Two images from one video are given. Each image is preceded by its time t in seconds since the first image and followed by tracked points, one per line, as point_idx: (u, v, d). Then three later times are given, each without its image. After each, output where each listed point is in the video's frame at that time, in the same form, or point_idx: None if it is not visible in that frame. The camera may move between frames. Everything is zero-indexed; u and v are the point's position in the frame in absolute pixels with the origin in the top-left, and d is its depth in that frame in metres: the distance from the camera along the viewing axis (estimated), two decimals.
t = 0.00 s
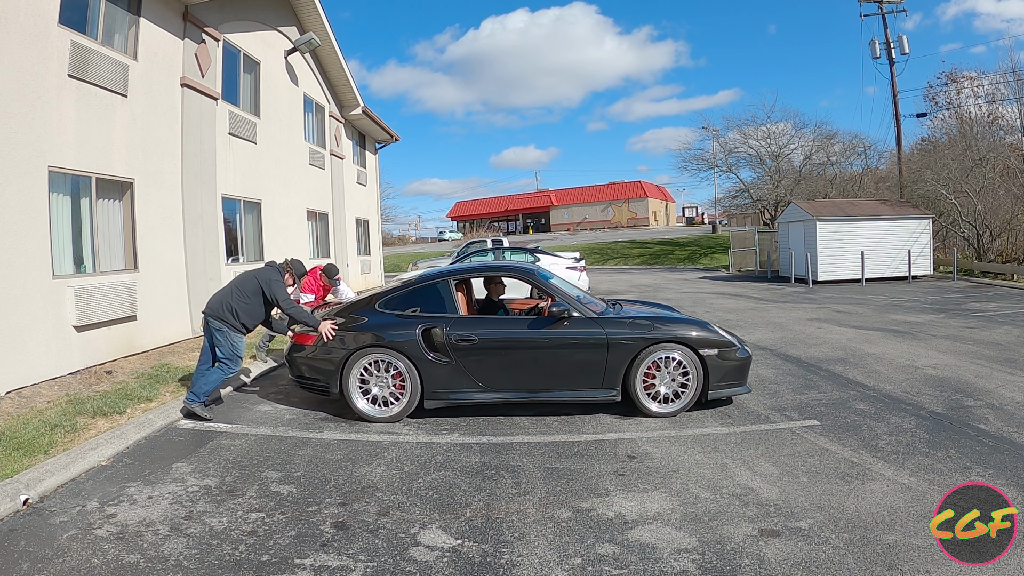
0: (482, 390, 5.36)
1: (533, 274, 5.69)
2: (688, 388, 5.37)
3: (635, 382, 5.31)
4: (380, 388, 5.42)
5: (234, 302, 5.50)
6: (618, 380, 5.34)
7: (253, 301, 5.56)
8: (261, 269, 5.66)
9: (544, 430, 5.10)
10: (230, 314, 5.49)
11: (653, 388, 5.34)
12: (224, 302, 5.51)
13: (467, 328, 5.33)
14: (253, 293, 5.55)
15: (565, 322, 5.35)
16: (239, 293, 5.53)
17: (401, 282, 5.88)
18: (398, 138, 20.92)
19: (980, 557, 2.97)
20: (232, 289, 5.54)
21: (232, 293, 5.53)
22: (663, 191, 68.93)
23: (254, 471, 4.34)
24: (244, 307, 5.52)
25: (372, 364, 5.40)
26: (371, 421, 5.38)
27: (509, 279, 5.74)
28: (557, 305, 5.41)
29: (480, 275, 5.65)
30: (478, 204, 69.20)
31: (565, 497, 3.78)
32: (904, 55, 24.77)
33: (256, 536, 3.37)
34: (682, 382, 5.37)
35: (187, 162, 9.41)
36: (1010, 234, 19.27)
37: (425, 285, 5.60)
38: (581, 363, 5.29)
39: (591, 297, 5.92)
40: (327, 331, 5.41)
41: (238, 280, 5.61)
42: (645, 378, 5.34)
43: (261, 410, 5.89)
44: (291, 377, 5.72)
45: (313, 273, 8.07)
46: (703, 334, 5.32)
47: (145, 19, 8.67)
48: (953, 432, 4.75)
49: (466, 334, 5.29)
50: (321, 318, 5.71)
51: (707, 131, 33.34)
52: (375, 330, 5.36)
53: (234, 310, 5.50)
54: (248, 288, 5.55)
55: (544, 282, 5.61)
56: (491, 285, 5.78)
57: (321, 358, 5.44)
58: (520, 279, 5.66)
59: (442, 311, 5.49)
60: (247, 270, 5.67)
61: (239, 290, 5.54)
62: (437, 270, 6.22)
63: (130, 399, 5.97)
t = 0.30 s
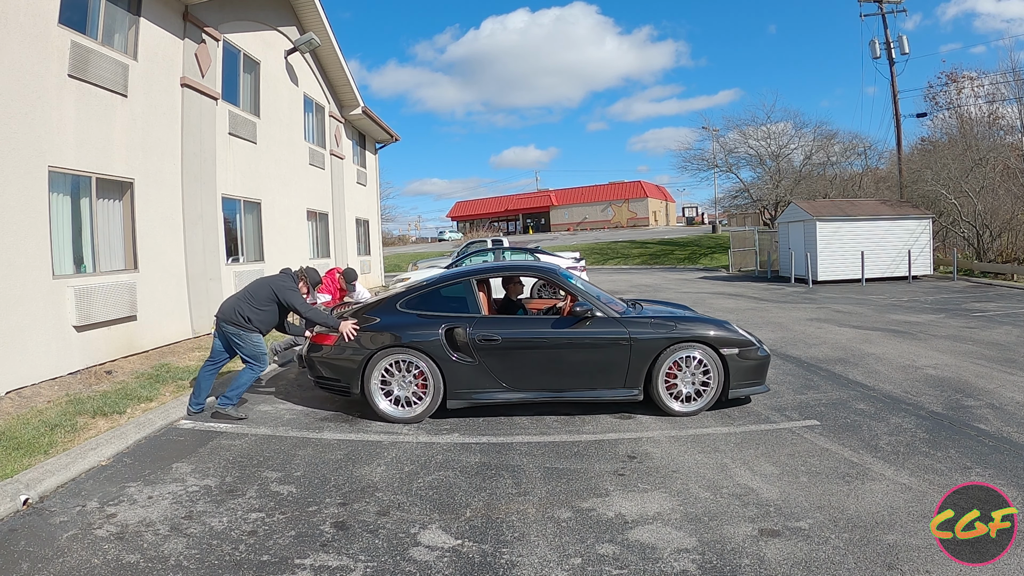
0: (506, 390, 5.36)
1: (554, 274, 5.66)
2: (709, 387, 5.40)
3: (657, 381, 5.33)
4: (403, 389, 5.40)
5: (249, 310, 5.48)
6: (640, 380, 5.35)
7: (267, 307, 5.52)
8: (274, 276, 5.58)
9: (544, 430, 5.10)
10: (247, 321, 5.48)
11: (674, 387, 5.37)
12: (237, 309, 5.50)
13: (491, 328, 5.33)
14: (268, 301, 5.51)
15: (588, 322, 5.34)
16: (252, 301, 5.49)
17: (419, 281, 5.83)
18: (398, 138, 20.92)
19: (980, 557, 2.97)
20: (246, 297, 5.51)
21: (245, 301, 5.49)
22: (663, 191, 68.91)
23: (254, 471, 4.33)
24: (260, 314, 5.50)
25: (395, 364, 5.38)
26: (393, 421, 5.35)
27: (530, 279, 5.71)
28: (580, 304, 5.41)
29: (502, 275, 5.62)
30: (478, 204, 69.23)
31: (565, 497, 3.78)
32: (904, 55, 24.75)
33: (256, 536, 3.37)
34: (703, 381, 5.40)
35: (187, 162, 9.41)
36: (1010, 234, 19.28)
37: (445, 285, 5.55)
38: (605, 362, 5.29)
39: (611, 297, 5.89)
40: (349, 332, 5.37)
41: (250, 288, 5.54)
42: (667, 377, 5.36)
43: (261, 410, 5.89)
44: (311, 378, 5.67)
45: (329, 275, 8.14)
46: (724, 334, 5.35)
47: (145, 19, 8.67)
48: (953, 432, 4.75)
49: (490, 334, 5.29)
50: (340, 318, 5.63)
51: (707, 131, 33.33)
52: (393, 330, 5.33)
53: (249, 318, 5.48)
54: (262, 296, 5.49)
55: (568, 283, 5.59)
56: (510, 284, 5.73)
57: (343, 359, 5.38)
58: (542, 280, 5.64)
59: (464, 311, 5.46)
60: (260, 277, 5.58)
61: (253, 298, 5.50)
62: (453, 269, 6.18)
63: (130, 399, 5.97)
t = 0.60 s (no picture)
0: (536, 390, 5.34)
1: (583, 274, 5.65)
2: (735, 385, 5.40)
3: (683, 380, 5.32)
4: (431, 389, 5.36)
5: (271, 316, 5.49)
6: (668, 380, 5.35)
7: (291, 313, 5.54)
8: (297, 280, 5.60)
9: (544, 430, 5.10)
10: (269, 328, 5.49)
11: (701, 386, 5.37)
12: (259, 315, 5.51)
13: (520, 328, 5.31)
14: (291, 305, 5.52)
15: (617, 322, 5.34)
16: (275, 307, 5.51)
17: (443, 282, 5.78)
18: (398, 138, 20.92)
19: (980, 557, 2.97)
20: (268, 303, 5.52)
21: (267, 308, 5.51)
22: (663, 191, 68.91)
23: (254, 471, 4.34)
24: (283, 319, 5.51)
25: (424, 365, 5.33)
26: (423, 423, 5.30)
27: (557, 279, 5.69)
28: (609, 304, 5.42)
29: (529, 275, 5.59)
30: (478, 204, 69.24)
31: (565, 497, 3.78)
32: (904, 55, 24.75)
33: (257, 536, 3.37)
34: (729, 380, 5.41)
35: (187, 162, 9.42)
36: (1010, 234, 19.29)
37: (472, 286, 5.52)
38: (634, 361, 5.29)
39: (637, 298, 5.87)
40: (375, 332, 5.31)
41: (273, 293, 5.57)
42: (693, 377, 5.36)
43: (261, 410, 5.90)
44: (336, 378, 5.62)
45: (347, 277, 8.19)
46: (748, 334, 5.37)
47: (145, 19, 8.67)
48: (953, 432, 4.75)
49: (520, 334, 5.27)
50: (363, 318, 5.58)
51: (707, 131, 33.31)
52: (418, 330, 5.28)
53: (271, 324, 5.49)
54: (284, 301, 5.51)
55: (598, 283, 5.59)
56: (534, 284, 5.70)
57: (370, 360, 5.34)
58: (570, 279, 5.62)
59: (493, 311, 5.44)
60: (282, 282, 5.61)
61: (275, 304, 5.51)
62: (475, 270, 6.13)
63: (130, 399, 5.97)
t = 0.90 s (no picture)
0: (571, 390, 5.32)
1: (613, 274, 5.64)
2: (764, 384, 5.42)
3: (715, 380, 5.34)
4: (466, 389, 5.31)
5: (297, 316, 5.46)
6: (701, 378, 5.35)
7: (319, 314, 5.52)
8: (326, 281, 5.57)
9: (545, 430, 5.10)
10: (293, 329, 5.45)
11: (733, 385, 5.39)
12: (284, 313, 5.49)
13: (556, 327, 5.28)
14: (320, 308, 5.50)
15: (650, 322, 5.33)
16: (303, 307, 5.47)
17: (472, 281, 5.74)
18: (398, 138, 20.92)
19: (980, 557, 2.97)
20: (296, 303, 5.48)
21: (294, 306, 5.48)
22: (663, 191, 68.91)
23: (254, 471, 4.33)
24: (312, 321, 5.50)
25: (457, 365, 5.27)
26: (458, 423, 5.26)
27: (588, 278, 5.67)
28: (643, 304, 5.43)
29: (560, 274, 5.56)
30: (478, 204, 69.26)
31: (564, 497, 3.78)
32: (904, 55, 24.72)
33: (256, 536, 3.37)
34: (759, 379, 5.42)
35: (187, 162, 9.42)
36: (1010, 234, 19.29)
37: (504, 286, 5.49)
38: (668, 360, 5.28)
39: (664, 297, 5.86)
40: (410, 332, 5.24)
41: (301, 293, 5.53)
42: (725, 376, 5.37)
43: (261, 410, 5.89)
44: (366, 380, 5.58)
45: (374, 276, 8.19)
46: (777, 333, 5.40)
47: (145, 19, 8.67)
48: (953, 432, 4.75)
49: (556, 334, 5.24)
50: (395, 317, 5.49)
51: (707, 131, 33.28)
52: (448, 329, 5.24)
53: (297, 325, 5.46)
54: (314, 303, 5.48)
55: (630, 282, 5.56)
56: (562, 284, 5.69)
57: (404, 359, 5.28)
58: (602, 279, 5.59)
59: (526, 310, 5.41)
60: (312, 282, 5.57)
61: (303, 304, 5.48)
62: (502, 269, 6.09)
63: (130, 399, 5.97)
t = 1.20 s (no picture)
0: (611, 389, 5.30)
1: (645, 272, 5.63)
2: (797, 382, 5.45)
3: (750, 378, 5.37)
4: (506, 389, 5.30)
5: (338, 314, 5.37)
6: (736, 377, 5.37)
7: (359, 312, 5.41)
8: (368, 279, 5.49)
9: (545, 430, 5.10)
10: (334, 327, 5.35)
11: (767, 383, 5.41)
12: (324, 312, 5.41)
13: (594, 327, 5.27)
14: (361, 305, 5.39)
15: (686, 322, 5.35)
16: (344, 305, 5.38)
17: (508, 283, 5.72)
18: (398, 138, 20.92)
19: (980, 557, 2.96)
20: (337, 301, 5.41)
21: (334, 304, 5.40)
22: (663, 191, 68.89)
23: (254, 471, 4.33)
24: (354, 318, 5.39)
25: (496, 366, 5.26)
26: (502, 424, 5.25)
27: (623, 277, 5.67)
28: (681, 303, 5.43)
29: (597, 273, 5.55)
30: (478, 204, 69.27)
31: (564, 497, 3.78)
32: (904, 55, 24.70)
33: (256, 536, 3.37)
34: (792, 377, 5.45)
35: (187, 162, 9.42)
36: (1010, 235, 19.29)
37: (541, 286, 5.47)
38: (704, 358, 5.29)
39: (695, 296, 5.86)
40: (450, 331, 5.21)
41: (342, 292, 5.45)
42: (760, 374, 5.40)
43: (261, 410, 5.90)
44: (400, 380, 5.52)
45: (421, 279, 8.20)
46: (808, 331, 5.44)
47: (145, 19, 8.67)
48: (953, 432, 4.75)
49: (596, 334, 5.22)
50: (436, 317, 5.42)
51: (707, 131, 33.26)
52: (483, 330, 5.22)
53: (338, 323, 5.36)
54: (353, 300, 5.38)
55: (667, 281, 5.56)
56: (594, 284, 5.68)
57: (441, 360, 5.24)
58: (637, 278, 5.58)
59: (565, 310, 5.39)
60: (353, 280, 5.50)
61: (343, 301, 5.39)
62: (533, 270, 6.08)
63: (130, 399, 5.97)
